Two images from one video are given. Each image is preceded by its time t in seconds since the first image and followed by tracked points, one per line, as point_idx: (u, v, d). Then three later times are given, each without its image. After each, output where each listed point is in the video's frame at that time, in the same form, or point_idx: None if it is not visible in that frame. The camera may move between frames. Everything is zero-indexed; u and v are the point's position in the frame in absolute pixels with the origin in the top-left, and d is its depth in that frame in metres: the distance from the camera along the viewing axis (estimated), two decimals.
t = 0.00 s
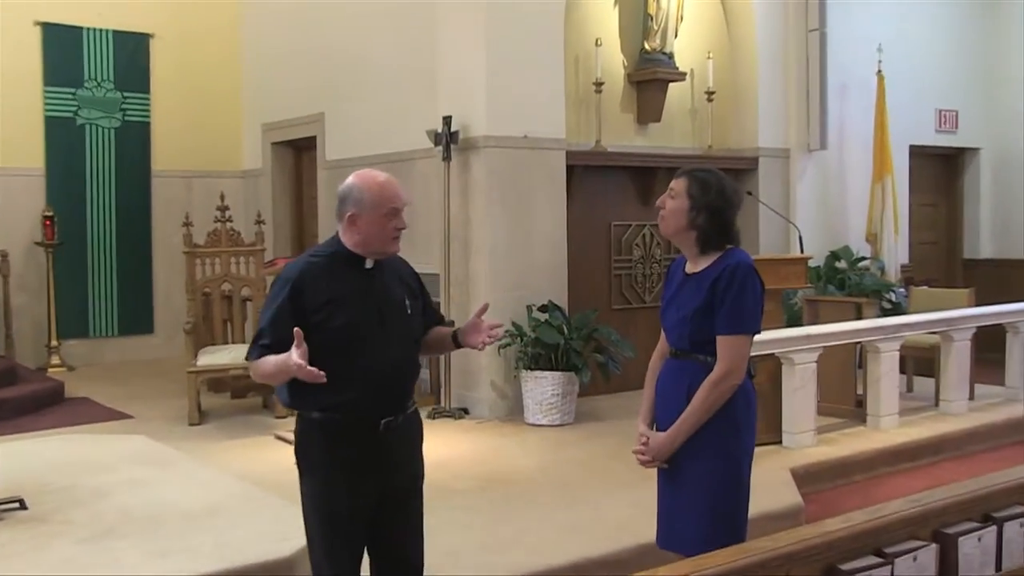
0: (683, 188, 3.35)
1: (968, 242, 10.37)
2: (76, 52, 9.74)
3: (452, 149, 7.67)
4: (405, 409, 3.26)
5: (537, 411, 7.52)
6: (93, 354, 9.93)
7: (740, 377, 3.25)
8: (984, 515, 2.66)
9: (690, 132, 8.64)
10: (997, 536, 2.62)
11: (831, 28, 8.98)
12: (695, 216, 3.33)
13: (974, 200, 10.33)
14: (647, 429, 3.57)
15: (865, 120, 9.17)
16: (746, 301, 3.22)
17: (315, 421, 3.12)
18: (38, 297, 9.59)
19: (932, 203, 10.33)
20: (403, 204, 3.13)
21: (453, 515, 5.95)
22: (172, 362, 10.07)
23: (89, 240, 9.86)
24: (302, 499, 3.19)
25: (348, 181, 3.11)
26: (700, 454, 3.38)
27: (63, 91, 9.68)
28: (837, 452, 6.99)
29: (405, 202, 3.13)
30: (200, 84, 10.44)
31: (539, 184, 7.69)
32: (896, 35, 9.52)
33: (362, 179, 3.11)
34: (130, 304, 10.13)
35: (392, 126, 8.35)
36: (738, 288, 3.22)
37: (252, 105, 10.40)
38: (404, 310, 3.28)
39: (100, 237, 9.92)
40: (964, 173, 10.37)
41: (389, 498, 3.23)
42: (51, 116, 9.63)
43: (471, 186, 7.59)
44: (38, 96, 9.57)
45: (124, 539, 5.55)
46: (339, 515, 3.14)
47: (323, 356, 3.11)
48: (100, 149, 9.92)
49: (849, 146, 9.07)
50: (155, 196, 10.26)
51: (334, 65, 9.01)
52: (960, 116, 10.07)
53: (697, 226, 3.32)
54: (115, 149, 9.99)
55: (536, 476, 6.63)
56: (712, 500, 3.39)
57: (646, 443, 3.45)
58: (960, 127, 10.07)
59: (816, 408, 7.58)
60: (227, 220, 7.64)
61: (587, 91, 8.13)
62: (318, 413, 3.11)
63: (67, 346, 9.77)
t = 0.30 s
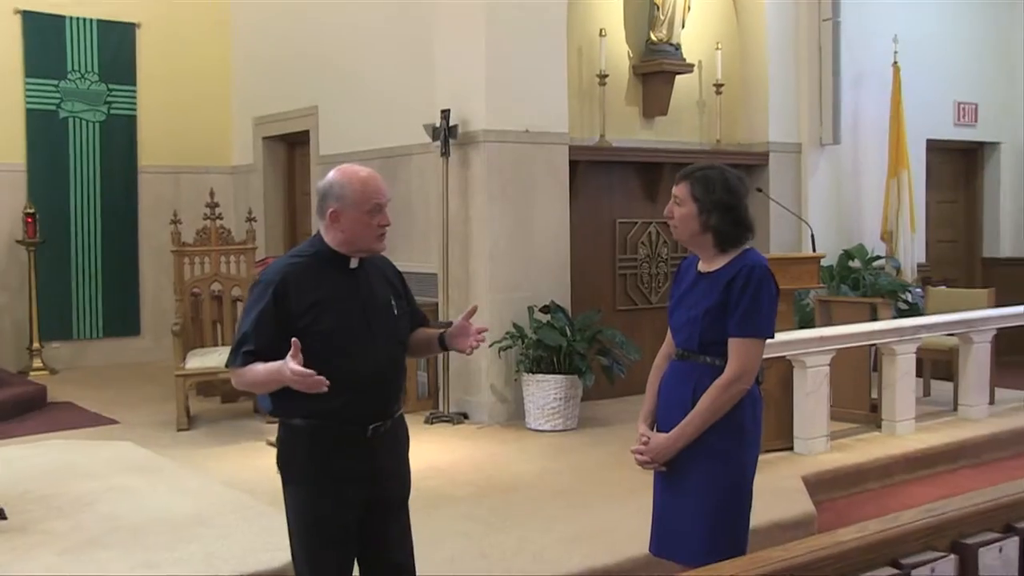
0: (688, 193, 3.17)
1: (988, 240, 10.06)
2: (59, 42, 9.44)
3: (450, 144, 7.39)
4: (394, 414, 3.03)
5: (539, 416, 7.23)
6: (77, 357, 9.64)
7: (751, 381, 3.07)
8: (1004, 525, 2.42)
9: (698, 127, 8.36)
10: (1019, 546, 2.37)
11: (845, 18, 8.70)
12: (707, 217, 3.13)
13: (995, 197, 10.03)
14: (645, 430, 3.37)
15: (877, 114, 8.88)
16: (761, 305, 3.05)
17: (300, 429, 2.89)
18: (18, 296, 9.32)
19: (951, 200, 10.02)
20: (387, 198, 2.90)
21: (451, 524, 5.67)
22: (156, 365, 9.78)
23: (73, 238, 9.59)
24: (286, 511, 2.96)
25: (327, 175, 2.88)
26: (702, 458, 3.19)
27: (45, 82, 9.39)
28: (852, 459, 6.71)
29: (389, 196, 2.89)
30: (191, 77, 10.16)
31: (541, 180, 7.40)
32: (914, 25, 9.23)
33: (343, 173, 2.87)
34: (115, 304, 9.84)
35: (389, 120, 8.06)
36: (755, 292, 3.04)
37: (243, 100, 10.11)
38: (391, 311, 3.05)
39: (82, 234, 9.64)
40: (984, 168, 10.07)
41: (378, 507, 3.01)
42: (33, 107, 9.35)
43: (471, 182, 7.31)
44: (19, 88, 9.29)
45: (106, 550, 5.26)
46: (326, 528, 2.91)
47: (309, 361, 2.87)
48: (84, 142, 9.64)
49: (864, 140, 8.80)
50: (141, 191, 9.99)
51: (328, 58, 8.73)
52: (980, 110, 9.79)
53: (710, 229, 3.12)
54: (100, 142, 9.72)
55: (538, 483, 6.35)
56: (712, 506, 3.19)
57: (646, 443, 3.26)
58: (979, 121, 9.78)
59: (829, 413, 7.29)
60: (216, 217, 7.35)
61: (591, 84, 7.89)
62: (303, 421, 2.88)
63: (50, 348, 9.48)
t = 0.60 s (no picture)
0: (701, 180, 2.94)
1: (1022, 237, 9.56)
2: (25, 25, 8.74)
3: (447, 135, 6.92)
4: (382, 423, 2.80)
5: (542, 425, 6.75)
6: (47, 363, 9.12)
7: (766, 387, 2.82)
8: None
9: (711, 116, 7.90)
10: None
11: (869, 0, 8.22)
12: (719, 210, 2.91)
13: None
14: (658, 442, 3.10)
15: (898, 103, 8.39)
16: (776, 305, 2.81)
17: (281, 440, 2.64)
18: None
19: (983, 194, 9.51)
20: (372, 191, 2.69)
21: (445, 541, 5.18)
22: (131, 372, 9.30)
23: (43, 235, 9.04)
24: (267, 529, 2.72)
25: (308, 167, 2.65)
26: (717, 473, 2.93)
27: (11, 68, 8.49)
28: (879, 472, 6.23)
29: (374, 189, 2.68)
30: (172, 67, 9.72)
31: (544, 173, 6.93)
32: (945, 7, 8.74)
33: (326, 164, 2.66)
34: (90, 307, 9.37)
35: (381, 108, 7.57)
36: (768, 289, 2.81)
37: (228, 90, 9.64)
38: (376, 312, 2.80)
39: (51, 231, 9.08)
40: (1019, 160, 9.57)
41: (366, 523, 2.78)
42: None
43: (469, 176, 6.84)
44: None
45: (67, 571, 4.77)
46: (312, 546, 2.69)
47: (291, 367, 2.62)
48: (54, 133, 8.95)
49: (889, 130, 8.33)
50: (116, 185, 9.54)
51: (316, 43, 8.25)
52: (1014, 96, 9.25)
53: (721, 221, 2.90)
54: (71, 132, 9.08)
55: (540, 497, 5.87)
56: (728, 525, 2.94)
57: (658, 458, 2.99)
58: (1014, 108, 9.27)
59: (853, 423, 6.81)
60: (197, 212, 6.86)
61: (597, 72, 7.41)
62: (283, 430, 2.64)
63: (18, 354, 8.94)
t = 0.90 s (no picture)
0: (703, 174, 2.85)
1: None
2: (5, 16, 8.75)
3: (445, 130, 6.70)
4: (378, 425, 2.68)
5: (543, 430, 6.53)
6: (29, 366, 8.95)
7: (768, 386, 2.75)
8: None
9: (719, 111, 7.67)
10: None
11: None
12: (720, 204, 2.84)
13: None
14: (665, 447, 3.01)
15: (909, 97, 8.15)
16: (774, 301, 2.73)
17: (275, 446, 2.53)
18: None
19: (1001, 191, 9.26)
20: (364, 186, 2.57)
21: (443, 550, 4.96)
22: (116, 375, 9.08)
23: (23, 229, 8.89)
24: (262, 539, 2.60)
25: (299, 160, 2.55)
26: (724, 477, 2.84)
27: None
28: (896, 475, 6.00)
29: (367, 184, 2.57)
30: (165, 61, 9.49)
31: (545, 168, 6.69)
32: None
33: (316, 157, 2.54)
34: (76, 307, 9.15)
35: (377, 101, 7.34)
36: (766, 286, 2.74)
37: (217, 82, 9.38)
38: (368, 312, 2.68)
39: (35, 227, 8.95)
40: None
41: (367, 531, 2.65)
42: None
43: (468, 173, 6.62)
44: None
45: None
46: (310, 557, 2.56)
47: (282, 368, 2.50)
48: (35, 125, 8.94)
49: (903, 124, 8.11)
50: (101, 181, 9.29)
51: (309, 34, 8.01)
52: None
53: (723, 216, 2.83)
54: (54, 125, 9.01)
55: (542, 504, 5.65)
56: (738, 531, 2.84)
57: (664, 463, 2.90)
58: None
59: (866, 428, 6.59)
60: (186, 210, 6.64)
61: (601, 64, 7.21)
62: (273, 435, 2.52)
63: None
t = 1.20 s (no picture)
0: (713, 167, 2.69)
1: None
2: None
3: (442, 123, 6.45)
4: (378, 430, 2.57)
5: (544, 436, 6.28)
6: (10, 367, 8.71)
7: (773, 388, 2.58)
8: None
9: (726, 104, 7.42)
10: None
11: None
12: (731, 197, 2.66)
13: None
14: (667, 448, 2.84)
15: (923, 90, 7.89)
16: (782, 300, 2.56)
17: (267, 450, 2.42)
18: None
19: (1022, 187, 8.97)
20: (354, 187, 2.46)
21: (439, 560, 4.70)
22: (101, 377, 8.83)
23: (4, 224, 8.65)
24: (256, 546, 2.50)
25: (297, 156, 2.49)
26: (724, 482, 2.67)
27: None
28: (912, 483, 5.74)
29: (360, 188, 2.46)
30: (156, 53, 9.25)
31: (547, 163, 6.44)
32: None
33: (312, 153, 2.48)
34: (59, 308, 8.91)
35: (372, 93, 7.09)
36: (773, 284, 2.56)
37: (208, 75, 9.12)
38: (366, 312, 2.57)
39: (17, 224, 8.70)
40: None
41: (365, 538, 2.53)
42: None
43: (466, 168, 6.36)
44: None
45: None
46: (303, 565, 2.45)
47: (271, 370, 2.41)
48: (17, 118, 8.69)
49: (919, 118, 7.86)
50: (86, 175, 9.06)
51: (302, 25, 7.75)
52: None
53: (735, 210, 2.65)
54: (35, 119, 8.76)
55: (544, 513, 5.39)
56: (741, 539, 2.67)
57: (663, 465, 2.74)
58: None
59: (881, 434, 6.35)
60: (173, 206, 6.40)
61: (604, 55, 6.97)
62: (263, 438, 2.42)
63: None
